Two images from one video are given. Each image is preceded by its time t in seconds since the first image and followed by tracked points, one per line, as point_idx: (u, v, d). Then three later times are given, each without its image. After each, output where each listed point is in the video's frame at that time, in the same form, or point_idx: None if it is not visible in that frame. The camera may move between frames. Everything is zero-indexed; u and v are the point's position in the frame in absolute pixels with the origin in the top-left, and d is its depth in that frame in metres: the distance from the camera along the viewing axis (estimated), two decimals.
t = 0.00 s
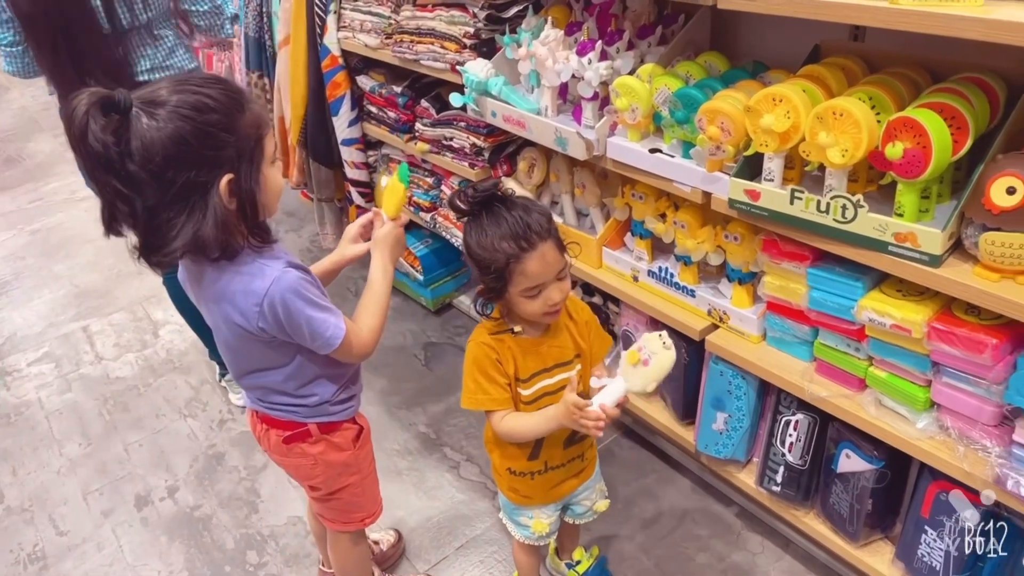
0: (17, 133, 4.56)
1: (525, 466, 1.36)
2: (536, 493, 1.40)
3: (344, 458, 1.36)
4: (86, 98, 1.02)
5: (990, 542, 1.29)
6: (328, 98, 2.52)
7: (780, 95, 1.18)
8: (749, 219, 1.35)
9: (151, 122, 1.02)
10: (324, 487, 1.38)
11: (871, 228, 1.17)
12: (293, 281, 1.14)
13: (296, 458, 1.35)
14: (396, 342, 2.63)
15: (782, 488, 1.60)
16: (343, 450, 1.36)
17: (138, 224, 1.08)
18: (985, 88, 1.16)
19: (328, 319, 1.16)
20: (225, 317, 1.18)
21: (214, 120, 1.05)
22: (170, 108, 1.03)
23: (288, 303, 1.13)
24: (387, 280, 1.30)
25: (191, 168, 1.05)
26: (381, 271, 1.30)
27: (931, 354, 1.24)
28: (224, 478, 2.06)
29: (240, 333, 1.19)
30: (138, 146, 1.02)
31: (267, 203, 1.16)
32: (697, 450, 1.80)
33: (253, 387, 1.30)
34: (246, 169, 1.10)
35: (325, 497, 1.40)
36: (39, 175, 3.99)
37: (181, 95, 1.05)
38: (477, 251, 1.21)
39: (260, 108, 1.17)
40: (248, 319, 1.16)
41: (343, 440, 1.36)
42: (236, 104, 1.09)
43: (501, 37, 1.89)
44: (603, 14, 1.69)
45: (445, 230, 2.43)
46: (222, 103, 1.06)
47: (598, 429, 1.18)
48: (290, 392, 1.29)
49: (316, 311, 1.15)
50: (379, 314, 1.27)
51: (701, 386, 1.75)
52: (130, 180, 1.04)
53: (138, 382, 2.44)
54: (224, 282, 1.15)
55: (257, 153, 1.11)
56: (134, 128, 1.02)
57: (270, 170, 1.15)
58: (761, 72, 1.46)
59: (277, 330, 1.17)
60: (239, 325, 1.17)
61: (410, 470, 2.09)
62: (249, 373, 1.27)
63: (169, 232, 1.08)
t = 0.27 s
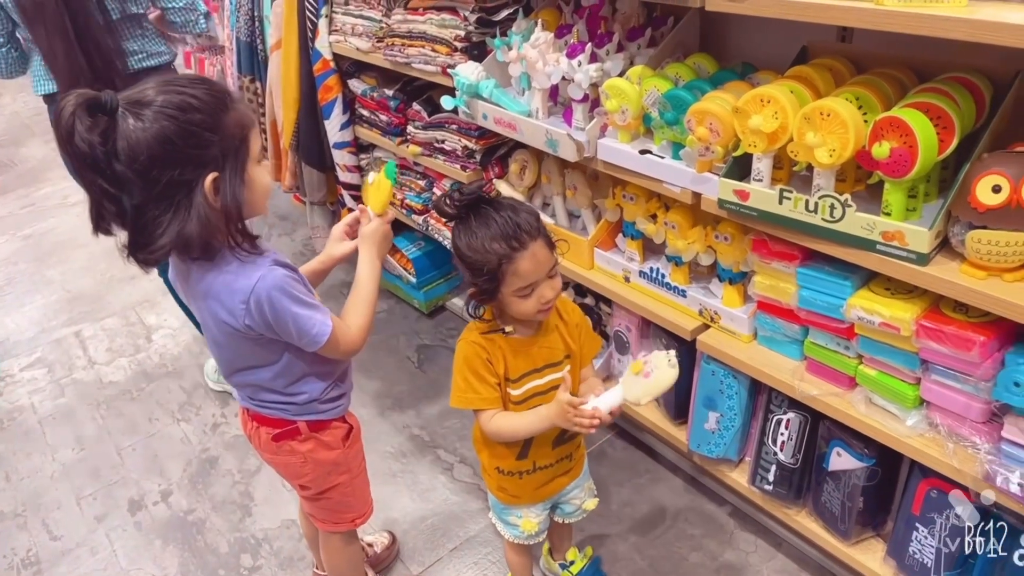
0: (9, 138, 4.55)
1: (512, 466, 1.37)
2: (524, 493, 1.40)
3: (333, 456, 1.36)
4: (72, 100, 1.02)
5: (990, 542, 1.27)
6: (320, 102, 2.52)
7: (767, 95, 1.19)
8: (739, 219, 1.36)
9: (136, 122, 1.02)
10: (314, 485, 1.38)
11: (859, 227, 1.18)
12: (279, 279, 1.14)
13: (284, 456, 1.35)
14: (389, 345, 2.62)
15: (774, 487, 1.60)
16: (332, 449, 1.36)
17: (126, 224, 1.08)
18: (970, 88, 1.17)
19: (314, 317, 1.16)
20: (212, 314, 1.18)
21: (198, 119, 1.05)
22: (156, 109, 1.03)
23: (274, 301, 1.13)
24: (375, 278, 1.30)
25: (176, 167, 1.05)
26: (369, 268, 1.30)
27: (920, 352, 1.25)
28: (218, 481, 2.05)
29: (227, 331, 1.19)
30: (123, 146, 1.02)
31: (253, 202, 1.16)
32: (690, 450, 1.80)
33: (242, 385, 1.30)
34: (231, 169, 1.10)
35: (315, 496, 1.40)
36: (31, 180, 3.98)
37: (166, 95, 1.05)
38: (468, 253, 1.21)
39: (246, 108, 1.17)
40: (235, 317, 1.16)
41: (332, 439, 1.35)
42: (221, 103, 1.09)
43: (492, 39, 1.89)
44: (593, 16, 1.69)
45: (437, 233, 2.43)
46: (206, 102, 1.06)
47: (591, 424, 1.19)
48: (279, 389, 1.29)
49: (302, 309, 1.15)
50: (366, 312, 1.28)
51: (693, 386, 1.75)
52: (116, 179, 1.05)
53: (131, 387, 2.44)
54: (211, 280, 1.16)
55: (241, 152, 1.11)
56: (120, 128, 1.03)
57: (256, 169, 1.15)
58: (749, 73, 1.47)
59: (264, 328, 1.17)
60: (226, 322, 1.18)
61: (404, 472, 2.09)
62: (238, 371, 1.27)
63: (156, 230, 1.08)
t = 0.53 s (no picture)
0: (7, 141, 4.55)
1: (509, 468, 1.37)
2: (521, 495, 1.40)
3: (327, 454, 1.36)
4: (68, 104, 1.02)
5: (990, 542, 1.26)
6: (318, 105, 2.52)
7: (762, 98, 1.20)
8: (734, 220, 1.37)
9: (131, 126, 1.03)
10: (309, 484, 1.38)
11: (853, 229, 1.18)
12: (273, 277, 1.14)
13: (278, 454, 1.35)
14: (387, 347, 2.62)
15: (770, 488, 1.61)
16: (326, 447, 1.36)
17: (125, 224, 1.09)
18: (964, 89, 1.17)
19: (307, 314, 1.16)
20: (207, 311, 1.18)
21: (191, 120, 1.05)
22: (149, 111, 1.04)
23: (268, 299, 1.13)
24: (371, 278, 1.30)
25: (170, 168, 1.05)
26: (365, 268, 1.30)
27: (914, 353, 1.25)
28: (216, 483, 2.05)
29: (221, 327, 1.19)
30: (119, 150, 1.03)
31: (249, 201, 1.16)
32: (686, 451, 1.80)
33: (238, 383, 1.30)
34: (225, 168, 1.09)
35: (310, 494, 1.40)
36: (30, 183, 3.98)
37: (159, 97, 1.05)
38: (463, 255, 1.21)
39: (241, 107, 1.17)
40: (230, 314, 1.16)
41: (327, 437, 1.36)
42: (213, 103, 1.08)
43: (488, 42, 1.90)
44: (589, 19, 1.72)
45: (434, 235, 2.43)
46: (198, 103, 1.06)
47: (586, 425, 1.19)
48: (274, 387, 1.29)
49: (296, 307, 1.15)
50: (362, 311, 1.28)
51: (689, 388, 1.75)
52: (113, 182, 1.06)
53: (129, 389, 2.43)
54: (206, 277, 1.16)
55: (235, 151, 1.10)
56: (115, 132, 1.03)
57: (252, 167, 1.14)
58: (744, 76, 1.47)
59: (258, 326, 1.17)
60: (220, 319, 1.17)
61: (402, 474, 2.09)
62: (233, 368, 1.27)
63: (153, 231, 1.08)
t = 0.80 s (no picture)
0: (8, 140, 4.55)
1: (508, 465, 1.37)
2: (520, 493, 1.40)
3: (325, 451, 1.36)
4: (65, 102, 1.03)
5: (990, 542, 1.26)
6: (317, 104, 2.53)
7: (760, 97, 1.20)
8: (732, 220, 1.37)
9: (126, 123, 1.03)
10: (307, 480, 1.38)
11: (851, 228, 1.19)
12: (269, 273, 1.14)
13: (275, 450, 1.35)
14: (386, 347, 2.62)
15: (768, 487, 1.61)
16: (323, 444, 1.36)
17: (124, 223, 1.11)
18: (963, 89, 1.18)
19: (302, 311, 1.16)
20: (204, 307, 1.19)
21: (186, 118, 1.05)
22: (145, 109, 1.04)
23: (263, 294, 1.13)
24: (371, 276, 1.31)
25: (165, 165, 1.05)
26: (365, 267, 1.30)
27: (912, 353, 1.26)
28: (215, 482, 2.05)
29: (217, 323, 1.19)
30: (114, 148, 1.04)
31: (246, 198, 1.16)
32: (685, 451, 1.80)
33: (235, 379, 1.30)
34: (220, 165, 1.09)
35: (308, 491, 1.40)
36: (31, 182, 3.98)
37: (155, 95, 1.05)
38: (460, 257, 1.21)
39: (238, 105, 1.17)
40: (226, 309, 1.16)
41: (323, 433, 1.36)
42: (208, 101, 1.08)
43: (488, 42, 1.90)
44: (588, 19, 1.73)
45: (433, 235, 2.43)
46: (193, 101, 1.06)
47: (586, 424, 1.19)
48: (271, 383, 1.29)
49: (291, 303, 1.15)
50: (361, 308, 1.28)
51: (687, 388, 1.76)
52: (110, 178, 1.06)
53: (129, 388, 2.43)
54: (202, 273, 1.16)
55: (231, 148, 1.10)
56: (110, 130, 1.04)
57: (247, 165, 1.14)
58: (743, 75, 1.47)
59: (254, 321, 1.17)
60: (216, 314, 1.18)
61: (401, 473, 2.09)
62: (229, 364, 1.28)
63: (149, 228, 1.09)
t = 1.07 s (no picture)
0: (9, 138, 4.55)
1: (506, 461, 1.37)
2: (518, 489, 1.40)
3: (323, 446, 1.36)
4: (63, 94, 1.03)
5: (990, 542, 1.26)
6: (317, 101, 2.52)
7: (760, 94, 1.20)
8: (731, 217, 1.37)
9: (123, 116, 1.04)
10: (305, 475, 1.38)
11: (850, 225, 1.18)
12: (263, 265, 1.14)
13: (273, 445, 1.35)
14: (385, 344, 2.62)
15: (767, 485, 1.61)
16: (321, 439, 1.36)
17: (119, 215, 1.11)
18: (963, 86, 1.17)
19: (297, 303, 1.16)
20: (199, 300, 1.19)
21: (183, 113, 1.05)
22: (142, 103, 1.04)
23: (258, 287, 1.13)
24: (369, 271, 1.30)
25: (160, 159, 1.05)
26: (363, 263, 1.30)
27: (911, 350, 1.26)
28: (215, 478, 2.05)
29: (213, 316, 1.19)
30: (111, 140, 1.04)
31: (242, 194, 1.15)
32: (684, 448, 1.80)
33: (232, 373, 1.30)
34: (215, 160, 1.08)
35: (306, 486, 1.40)
36: (31, 179, 3.97)
37: (152, 88, 1.05)
38: (459, 254, 1.21)
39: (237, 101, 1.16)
40: (221, 302, 1.16)
41: (321, 428, 1.36)
42: (205, 96, 1.08)
43: (487, 39, 1.89)
44: (588, 15, 1.71)
45: (433, 232, 2.43)
46: (190, 95, 1.06)
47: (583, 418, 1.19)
48: (268, 377, 1.29)
49: (286, 295, 1.15)
50: (359, 303, 1.28)
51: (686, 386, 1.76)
52: (106, 171, 1.07)
53: (129, 384, 2.43)
54: (196, 266, 1.16)
55: (228, 144, 1.10)
56: (108, 123, 1.04)
57: (244, 161, 1.14)
58: (743, 72, 1.47)
59: (250, 314, 1.17)
60: (211, 308, 1.18)
61: (401, 470, 2.09)
62: (226, 358, 1.28)
63: (144, 221, 1.09)
